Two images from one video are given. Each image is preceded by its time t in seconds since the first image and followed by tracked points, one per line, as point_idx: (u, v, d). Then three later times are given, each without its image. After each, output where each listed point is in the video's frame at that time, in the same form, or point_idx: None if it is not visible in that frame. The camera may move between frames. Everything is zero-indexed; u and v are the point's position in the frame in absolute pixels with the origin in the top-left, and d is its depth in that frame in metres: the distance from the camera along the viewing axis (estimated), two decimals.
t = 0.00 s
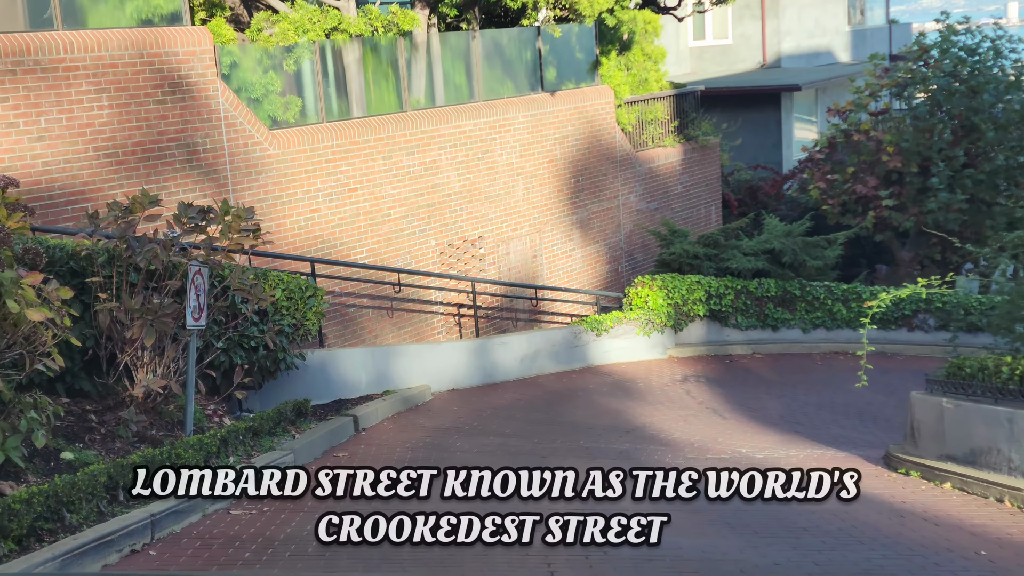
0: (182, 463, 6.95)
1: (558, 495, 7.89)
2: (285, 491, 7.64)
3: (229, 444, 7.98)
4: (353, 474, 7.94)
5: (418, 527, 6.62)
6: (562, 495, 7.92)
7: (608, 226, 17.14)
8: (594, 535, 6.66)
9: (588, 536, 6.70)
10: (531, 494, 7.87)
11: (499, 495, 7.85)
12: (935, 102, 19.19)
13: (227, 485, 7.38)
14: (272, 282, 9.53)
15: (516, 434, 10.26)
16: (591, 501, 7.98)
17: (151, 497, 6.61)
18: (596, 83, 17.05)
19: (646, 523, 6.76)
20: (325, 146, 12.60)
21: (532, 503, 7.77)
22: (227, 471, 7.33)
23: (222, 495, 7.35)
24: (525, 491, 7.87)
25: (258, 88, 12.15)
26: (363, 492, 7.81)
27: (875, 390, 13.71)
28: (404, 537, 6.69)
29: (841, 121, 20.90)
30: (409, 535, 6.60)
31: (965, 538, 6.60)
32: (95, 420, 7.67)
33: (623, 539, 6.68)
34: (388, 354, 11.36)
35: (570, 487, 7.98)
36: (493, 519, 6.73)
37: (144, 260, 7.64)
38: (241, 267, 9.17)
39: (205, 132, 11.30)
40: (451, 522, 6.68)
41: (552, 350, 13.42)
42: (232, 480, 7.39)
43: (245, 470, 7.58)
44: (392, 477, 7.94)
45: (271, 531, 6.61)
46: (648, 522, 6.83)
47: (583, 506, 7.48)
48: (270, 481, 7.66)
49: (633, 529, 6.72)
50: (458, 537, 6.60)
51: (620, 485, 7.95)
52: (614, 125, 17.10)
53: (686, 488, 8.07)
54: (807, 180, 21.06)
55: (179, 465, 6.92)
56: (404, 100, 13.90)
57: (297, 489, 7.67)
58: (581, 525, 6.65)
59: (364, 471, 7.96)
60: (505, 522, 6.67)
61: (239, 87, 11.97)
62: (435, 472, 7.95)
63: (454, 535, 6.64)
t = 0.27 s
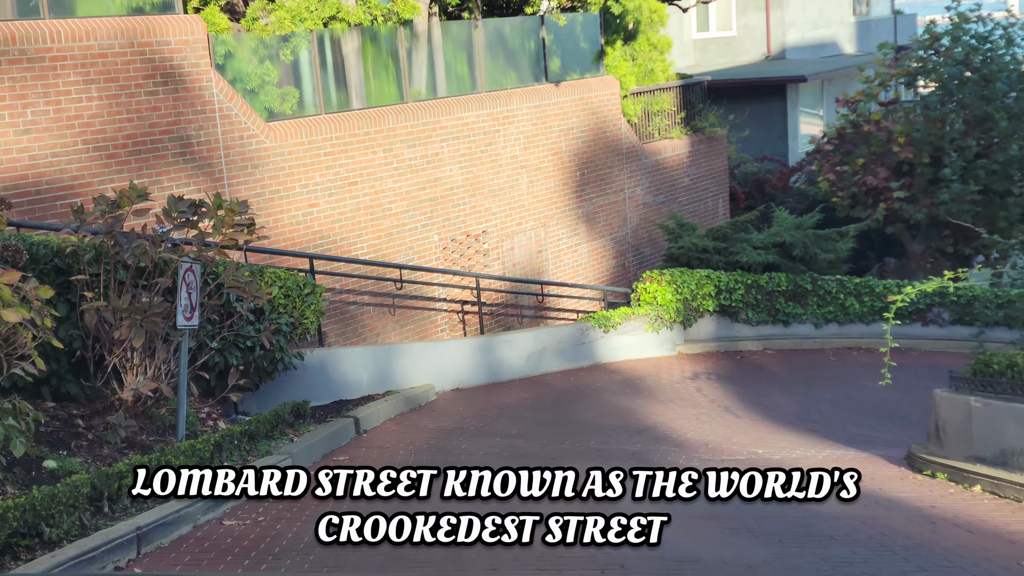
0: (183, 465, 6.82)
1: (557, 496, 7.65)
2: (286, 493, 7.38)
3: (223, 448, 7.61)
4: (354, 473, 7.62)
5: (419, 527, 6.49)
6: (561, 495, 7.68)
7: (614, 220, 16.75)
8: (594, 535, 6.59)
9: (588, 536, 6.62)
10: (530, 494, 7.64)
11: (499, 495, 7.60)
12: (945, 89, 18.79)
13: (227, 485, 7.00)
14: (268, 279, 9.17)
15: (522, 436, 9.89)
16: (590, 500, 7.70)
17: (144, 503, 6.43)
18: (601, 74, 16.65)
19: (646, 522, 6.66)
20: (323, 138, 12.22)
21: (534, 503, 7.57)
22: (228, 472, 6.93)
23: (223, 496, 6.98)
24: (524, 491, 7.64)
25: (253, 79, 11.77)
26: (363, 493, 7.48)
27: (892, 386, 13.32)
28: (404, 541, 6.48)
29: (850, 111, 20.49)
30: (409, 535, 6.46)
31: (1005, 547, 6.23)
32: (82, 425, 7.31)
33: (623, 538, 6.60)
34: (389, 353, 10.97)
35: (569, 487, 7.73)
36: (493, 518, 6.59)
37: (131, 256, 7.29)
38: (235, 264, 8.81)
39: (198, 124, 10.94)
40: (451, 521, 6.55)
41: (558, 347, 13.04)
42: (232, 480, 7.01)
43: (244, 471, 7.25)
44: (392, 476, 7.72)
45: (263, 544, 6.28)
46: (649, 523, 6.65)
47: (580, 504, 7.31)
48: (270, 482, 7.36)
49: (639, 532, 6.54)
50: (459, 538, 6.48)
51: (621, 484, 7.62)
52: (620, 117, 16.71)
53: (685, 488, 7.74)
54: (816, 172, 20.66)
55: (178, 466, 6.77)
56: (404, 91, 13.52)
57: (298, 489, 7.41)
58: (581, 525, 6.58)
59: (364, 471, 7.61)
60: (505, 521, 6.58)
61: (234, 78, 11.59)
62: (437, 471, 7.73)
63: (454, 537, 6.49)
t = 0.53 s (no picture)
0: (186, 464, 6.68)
1: (558, 495, 7.32)
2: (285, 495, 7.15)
3: (213, 450, 7.30)
4: (354, 473, 7.41)
5: (419, 527, 6.39)
6: (561, 495, 7.33)
7: (617, 211, 16.40)
8: (594, 535, 6.38)
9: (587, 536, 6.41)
10: (531, 494, 7.31)
11: (499, 495, 7.30)
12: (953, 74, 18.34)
13: (227, 485, 6.86)
14: (262, 272, 8.82)
15: (527, 434, 9.54)
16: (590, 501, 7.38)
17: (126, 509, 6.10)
18: (603, 62, 16.30)
19: (647, 522, 6.46)
20: (318, 128, 11.88)
21: (536, 503, 7.23)
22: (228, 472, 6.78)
23: (222, 496, 6.84)
24: (525, 491, 7.31)
25: (246, 67, 11.43)
26: (364, 493, 7.29)
27: (903, 380, 12.99)
28: (404, 541, 6.37)
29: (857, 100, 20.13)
30: (409, 535, 6.37)
31: None
32: (65, 426, 6.99)
33: (624, 539, 6.37)
34: (389, 349, 10.63)
35: (570, 487, 7.40)
36: (493, 517, 6.49)
37: (115, 248, 6.96)
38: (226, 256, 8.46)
39: (188, 113, 10.61)
40: (452, 520, 6.43)
41: (562, 342, 12.70)
42: (232, 480, 6.85)
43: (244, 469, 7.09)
44: (392, 476, 7.43)
45: (252, 552, 6.04)
46: (650, 524, 6.44)
47: (583, 504, 7.08)
48: (270, 482, 7.17)
49: (639, 532, 6.34)
50: (459, 538, 6.36)
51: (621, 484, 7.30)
52: (623, 106, 16.36)
53: (688, 488, 7.40)
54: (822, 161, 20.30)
55: (178, 465, 6.64)
56: (402, 80, 13.17)
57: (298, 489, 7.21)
58: (581, 524, 6.38)
59: (364, 470, 7.42)
60: (505, 521, 6.43)
61: (225, 66, 11.25)
62: (437, 470, 7.41)
63: (454, 537, 6.38)
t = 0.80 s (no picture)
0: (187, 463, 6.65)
1: (558, 496, 7.17)
2: (285, 495, 7.07)
3: (196, 459, 6.91)
4: (354, 473, 7.37)
5: (419, 527, 6.30)
6: (563, 494, 7.21)
7: (617, 206, 16.00)
8: (594, 535, 6.25)
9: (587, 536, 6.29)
10: (531, 494, 7.17)
11: (499, 495, 7.16)
12: (957, 65, 17.89)
13: (227, 485, 6.78)
14: (248, 271, 8.44)
15: (527, 438, 9.11)
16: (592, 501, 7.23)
17: (100, 526, 5.74)
18: (601, 53, 15.88)
19: (647, 522, 6.32)
20: (309, 120, 11.47)
21: (536, 504, 7.08)
22: (228, 471, 6.71)
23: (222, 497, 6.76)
24: (524, 491, 7.17)
25: (232, 57, 11.03)
26: (365, 493, 7.23)
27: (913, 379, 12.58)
28: (404, 541, 6.28)
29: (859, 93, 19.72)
30: (409, 535, 6.28)
31: None
32: (39, 435, 6.60)
33: (624, 540, 6.21)
34: (383, 349, 10.22)
35: (570, 487, 7.25)
36: (494, 517, 6.39)
37: (90, 246, 6.56)
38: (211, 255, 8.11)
39: (172, 104, 10.22)
40: (452, 521, 6.34)
41: (562, 341, 12.30)
42: (232, 479, 6.79)
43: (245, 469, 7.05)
44: (392, 476, 7.35)
45: (252, 556, 5.96)
46: (650, 524, 6.28)
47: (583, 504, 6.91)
48: (270, 482, 7.10)
49: (639, 532, 6.18)
50: (458, 538, 6.26)
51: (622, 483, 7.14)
52: (622, 98, 15.94)
53: (688, 488, 7.15)
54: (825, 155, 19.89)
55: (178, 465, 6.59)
56: (395, 70, 12.76)
57: (299, 489, 7.14)
58: (581, 524, 6.27)
59: (364, 470, 7.39)
60: (505, 521, 6.32)
61: (211, 56, 10.85)
62: (437, 470, 7.29)
63: (454, 537, 6.27)
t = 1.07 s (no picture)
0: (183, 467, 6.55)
1: (558, 495, 7.20)
2: (285, 495, 7.08)
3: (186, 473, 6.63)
4: (354, 473, 7.32)
5: (419, 527, 6.35)
6: (563, 494, 7.26)
7: (620, 207, 15.66)
8: (594, 534, 6.35)
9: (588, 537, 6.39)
10: (530, 494, 7.22)
11: (499, 495, 7.20)
12: (966, 62, 17.58)
13: (227, 485, 6.67)
14: (241, 273, 8.12)
15: (532, 446, 8.76)
16: (591, 501, 7.28)
17: (83, 545, 5.47)
18: (604, 50, 15.55)
19: (647, 522, 6.41)
20: (305, 118, 11.13)
21: (536, 503, 7.12)
22: (229, 471, 6.61)
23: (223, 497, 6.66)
24: (525, 491, 7.22)
25: (226, 52, 10.68)
26: (364, 493, 7.20)
27: (927, 382, 12.27)
28: (404, 541, 6.32)
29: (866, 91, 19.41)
30: (410, 534, 6.32)
31: None
32: (20, 447, 6.28)
33: (624, 540, 6.31)
34: (382, 353, 9.88)
35: (570, 487, 7.28)
36: (493, 518, 6.46)
37: (74, 249, 6.25)
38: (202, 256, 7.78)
39: (164, 101, 9.88)
40: (452, 521, 6.39)
41: (566, 345, 11.95)
42: (232, 480, 6.68)
43: (244, 469, 6.96)
44: (392, 476, 7.36)
45: (255, 558, 5.96)
46: (650, 523, 6.38)
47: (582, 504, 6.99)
48: (270, 482, 7.06)
49: (639, 532, 6.29)
50: (459, 538, 6.32)
51: (622, 484, 7.21)
52: (626, 97, 15.61)
53: (688, 488, 7.20)
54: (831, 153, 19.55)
55: (178, 464, 6.57)
56: (394, 67, 12.42)
57: (298, 489, 7.13)
58: (581, 524, 6.35)
59: (364, 471, 7.35)
60: (505, 521, 6.39)
61: (204, 51, 10.50)
62: (437, 470, 7.33)
63: (454, 537, 6.34)
